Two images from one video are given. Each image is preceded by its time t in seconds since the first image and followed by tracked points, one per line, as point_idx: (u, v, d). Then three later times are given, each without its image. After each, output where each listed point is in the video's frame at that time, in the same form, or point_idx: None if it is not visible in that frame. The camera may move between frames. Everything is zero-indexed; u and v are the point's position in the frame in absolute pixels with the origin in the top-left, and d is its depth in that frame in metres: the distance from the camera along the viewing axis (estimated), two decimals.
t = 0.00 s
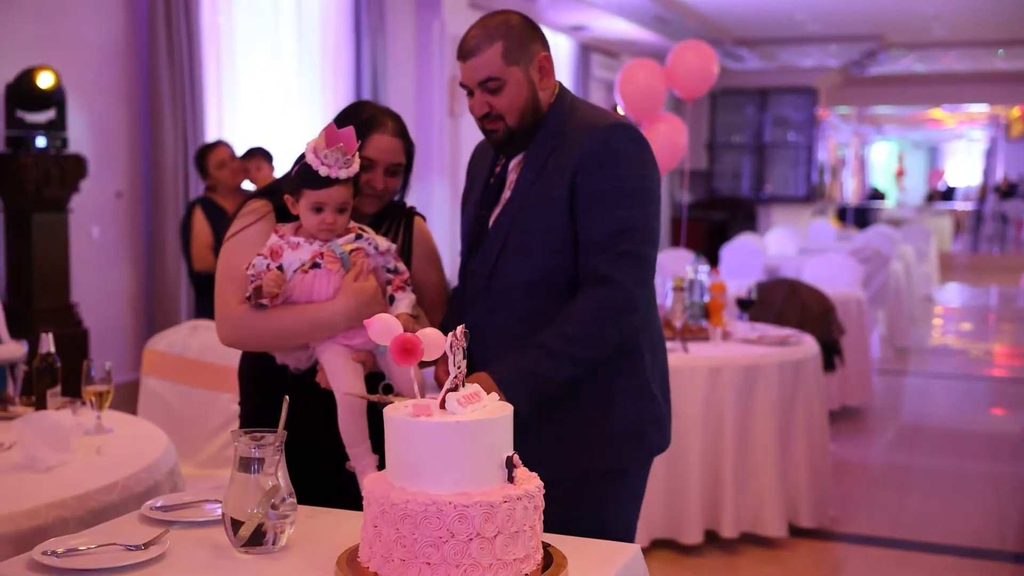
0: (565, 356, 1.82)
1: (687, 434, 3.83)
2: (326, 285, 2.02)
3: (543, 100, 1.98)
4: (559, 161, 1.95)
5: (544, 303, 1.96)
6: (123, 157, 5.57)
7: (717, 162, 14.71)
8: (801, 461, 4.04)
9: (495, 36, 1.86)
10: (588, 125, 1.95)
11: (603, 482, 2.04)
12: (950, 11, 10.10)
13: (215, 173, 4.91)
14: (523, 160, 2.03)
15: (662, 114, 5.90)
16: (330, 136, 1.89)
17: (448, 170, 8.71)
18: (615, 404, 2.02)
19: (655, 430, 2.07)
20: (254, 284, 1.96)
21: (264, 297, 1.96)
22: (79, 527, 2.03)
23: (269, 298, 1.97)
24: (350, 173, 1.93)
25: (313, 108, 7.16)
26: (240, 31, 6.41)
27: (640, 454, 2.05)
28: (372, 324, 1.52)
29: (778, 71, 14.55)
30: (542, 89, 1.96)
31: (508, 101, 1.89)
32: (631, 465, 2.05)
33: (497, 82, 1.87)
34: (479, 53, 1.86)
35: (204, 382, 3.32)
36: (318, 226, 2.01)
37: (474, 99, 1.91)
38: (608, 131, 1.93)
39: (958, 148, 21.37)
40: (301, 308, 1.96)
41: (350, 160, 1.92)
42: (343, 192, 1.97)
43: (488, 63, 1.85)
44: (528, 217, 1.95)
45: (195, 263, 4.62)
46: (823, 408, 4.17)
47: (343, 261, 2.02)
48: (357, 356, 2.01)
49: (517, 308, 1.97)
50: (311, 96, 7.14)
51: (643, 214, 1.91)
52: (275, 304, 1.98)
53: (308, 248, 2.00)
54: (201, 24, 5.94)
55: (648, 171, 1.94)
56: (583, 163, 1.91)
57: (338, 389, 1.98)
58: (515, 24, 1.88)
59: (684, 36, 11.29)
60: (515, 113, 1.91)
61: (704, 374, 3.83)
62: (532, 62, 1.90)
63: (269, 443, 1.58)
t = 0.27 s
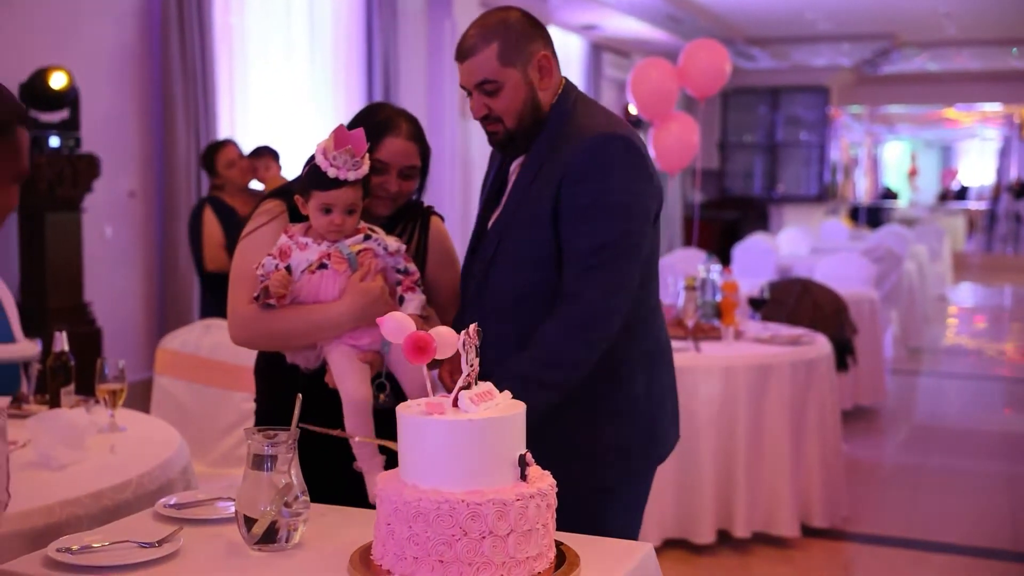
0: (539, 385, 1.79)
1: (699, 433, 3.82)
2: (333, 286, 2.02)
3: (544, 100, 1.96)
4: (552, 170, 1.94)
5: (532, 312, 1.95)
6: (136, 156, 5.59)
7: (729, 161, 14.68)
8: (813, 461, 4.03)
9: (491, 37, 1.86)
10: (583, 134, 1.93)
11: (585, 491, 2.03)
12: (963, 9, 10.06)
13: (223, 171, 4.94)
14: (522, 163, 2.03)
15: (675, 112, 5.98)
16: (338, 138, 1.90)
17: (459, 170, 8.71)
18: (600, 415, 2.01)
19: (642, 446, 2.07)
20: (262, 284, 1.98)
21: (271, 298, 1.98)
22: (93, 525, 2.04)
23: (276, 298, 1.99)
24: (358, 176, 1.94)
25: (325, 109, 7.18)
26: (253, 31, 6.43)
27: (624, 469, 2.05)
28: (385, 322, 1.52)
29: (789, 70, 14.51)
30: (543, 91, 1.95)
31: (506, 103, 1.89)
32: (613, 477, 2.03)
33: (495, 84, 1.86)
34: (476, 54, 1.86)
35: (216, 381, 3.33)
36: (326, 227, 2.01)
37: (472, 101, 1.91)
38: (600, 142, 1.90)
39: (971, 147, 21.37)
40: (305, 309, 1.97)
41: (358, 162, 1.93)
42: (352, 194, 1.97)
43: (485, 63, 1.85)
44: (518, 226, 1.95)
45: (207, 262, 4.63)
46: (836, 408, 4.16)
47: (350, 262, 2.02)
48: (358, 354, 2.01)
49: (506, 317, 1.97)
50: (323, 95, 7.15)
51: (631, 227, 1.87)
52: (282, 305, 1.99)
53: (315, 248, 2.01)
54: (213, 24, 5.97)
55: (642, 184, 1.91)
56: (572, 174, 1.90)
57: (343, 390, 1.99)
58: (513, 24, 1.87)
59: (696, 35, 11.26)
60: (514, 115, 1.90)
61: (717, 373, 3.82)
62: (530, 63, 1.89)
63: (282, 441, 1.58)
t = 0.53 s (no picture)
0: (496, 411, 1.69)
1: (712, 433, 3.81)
2: (338, 286, 2.07)
3: (532, 106, 1.85)
4: (526, 186, 1.82)
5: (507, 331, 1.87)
6: (150, 156, 5.61)
7: (741, 161, 14.65)
8: (827, 460, 4.01)
9: (475, 40, 1.77)
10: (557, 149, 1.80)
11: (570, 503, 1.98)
12: (976, 8, 10.01)
13: (229, 169, 4.95)
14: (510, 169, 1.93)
15: (688, 110, 5.97)
16: (343, 141, 1.96)
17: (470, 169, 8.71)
18: (581, 431, 1.94)
19: (631, 465, 1.99)
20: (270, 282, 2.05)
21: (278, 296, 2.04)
22: (108, 522, 2.05)
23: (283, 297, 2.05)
24: (364, 179, 1.99)
25: (337, 108, 7.19)
26: (265, 31, 6.45)
27: (610, 489, 1.98)
28: (401, 319, 1.52)
29: (801, 69, 14.47)
30: (530, 96, 1.84)
31: (493, 110, 1.81)
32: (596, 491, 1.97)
33: (479, 92, 1.79)
34: (460, 59, 1.78)
35: (230, 379, 3.34)
36: (334, 228, 2.06)
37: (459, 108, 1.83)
38: (570, 158, 1.77)
39: (984, 147, 21.30)
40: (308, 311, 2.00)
41: (365, 165, 1.98)
42: (359, 196, 2.02)
43: (468, 70, 1.77)
44: (495, 242, 1.86)
45: (218, 261, 4.64)
46: (849, 407, 4.14)
47: (356, 263, 2.06)
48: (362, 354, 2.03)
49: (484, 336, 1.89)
50: (335, 96, 7.16)
51: (597, 252, 1.73)
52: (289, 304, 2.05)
53: (323, 249, 2.07)
54: (225, 23, 5.98)
55: (614, 204, 1.76)
56: (539, 192, 1.78)
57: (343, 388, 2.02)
58: (496, 26, 1.78)
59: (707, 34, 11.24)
60: (501, 122, 1.82)
61: (730, 372, 3.81)
62: (516, 66, 1.80)
63: (297, 438, 1.58)
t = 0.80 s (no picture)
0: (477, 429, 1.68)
1: (726, 433, 3.80)
2: (349, 288, 2.10)
3: (514, 115, 1.81)
4: (501, 201, 1.79)
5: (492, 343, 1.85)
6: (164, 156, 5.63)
7: (753, 160, 14.63)
8: (841, 461, 4.00)
9: (453, 51, 1.74)
10: (528, 162, 1.75)
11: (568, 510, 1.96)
12: (991, 7, 9.97)
13: (236, 169, 4.96)
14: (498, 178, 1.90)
15: (702, 109, 5.96)
16: (340, 147, 1.99)
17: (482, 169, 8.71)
18: (571, 441, 1.90)
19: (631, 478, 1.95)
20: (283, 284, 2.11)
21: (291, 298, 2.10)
22: (125, 521, 2.06)
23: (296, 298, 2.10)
24: (365, 183, 2.01)
25: (350, 109, 7.21)
26: (278, 32, 6.47)
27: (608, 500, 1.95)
28: (418, 318, 1.52)
29: (814, 68, 14.42)
30: (511, 105, 1.80)
31: (474, 122, 1.78)
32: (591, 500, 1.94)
33: (458, 104, 1.76)
34: (439, 71, 1.75)
35: (244, 378, 3.35)
36: (342, 230, 2.10)
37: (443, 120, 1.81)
38: (539, 172, 1.72)
39: (997, 147, 21.25)
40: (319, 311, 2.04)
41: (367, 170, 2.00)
42: (365, 200, 2.05)
43: (447, 84, 1.75)
44: (478, 257, 1.83)
45: (230, 262, 4.65)
46: (864, 408, 4.13)
47: (366, 266, 2.08)
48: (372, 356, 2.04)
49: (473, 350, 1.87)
50: (348, 96, 7.18)
51: (565, 269, 1.68)
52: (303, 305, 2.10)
53: (334, 251, 2.11)
54: (239, 23, 6.01)
55: (583, 219, 1.70)
56: (510, 209, 1.74)
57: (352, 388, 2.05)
58: (474, 36, 1.74)
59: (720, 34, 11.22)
60: (484, 134, 1.79)
61: (744, 373, 3.80)
62: (496, 77, 1.76)
63: (314, 437, 1.59)
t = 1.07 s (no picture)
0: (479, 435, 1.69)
1: (739, 433, 3.79)
2: (363, 288, 2.10)
3: (513, 116, 1.80)
4: (500, 205, 1.78)
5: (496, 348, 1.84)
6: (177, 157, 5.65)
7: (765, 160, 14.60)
8: (854, 462, 3.98)
9: (448, 55, 1.74)
10: (530, 164, 1.75)
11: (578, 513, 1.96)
12: (1004, 7, 9.93)
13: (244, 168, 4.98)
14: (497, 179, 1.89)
15: (714, 109, 5.94)
16: (349, 150, 2.00)
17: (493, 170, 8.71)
18: (579, 443, 1.90)
19: (642, 481, 1.94)
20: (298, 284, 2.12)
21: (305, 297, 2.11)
22: (140, 519, 2.07)
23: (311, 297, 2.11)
24: (376, 185, 2.01)
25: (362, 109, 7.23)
26: (290, 32, 6.49)
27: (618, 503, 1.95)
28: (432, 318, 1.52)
29: (826, 68, 14.39)
30: (512, 105, 1.79)
31: (473, 124, 1.78)
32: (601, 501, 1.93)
33: (457, 108, 1.76)
34: (437, 74, 1.75)
35: (258, 378, 3.36)
36: (354, 231, 2.11)
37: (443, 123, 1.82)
38: (540, 175, 1.71)
39: (1011, 148, 21.04)
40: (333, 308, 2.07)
41: (378, 173, 2.01)
42: (378, 201, 2.06)
43: (443, 88, 1.75)
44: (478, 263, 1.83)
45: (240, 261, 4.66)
46: (878, 409, 4.12)
47: (380, 265, 2.09)
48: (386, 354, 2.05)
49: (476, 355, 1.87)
50: (360, 96, 7.19)
51: (572, 271, 1.68)
52: (318, 304, 2.11)
53: (348, 249, 2.11)
54: (252, 23, 6.03)
55: (589, 220, 1.70)
56: (511, 214, 1.73)
57: (367, 388, 2.05)
58: (470, 37, 1.74)
59: (732, 33, 11.20)
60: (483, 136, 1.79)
61: (757, 372, 3.79)
62: (493, 78, 1.75)
63: (328, 437, 1.59)
